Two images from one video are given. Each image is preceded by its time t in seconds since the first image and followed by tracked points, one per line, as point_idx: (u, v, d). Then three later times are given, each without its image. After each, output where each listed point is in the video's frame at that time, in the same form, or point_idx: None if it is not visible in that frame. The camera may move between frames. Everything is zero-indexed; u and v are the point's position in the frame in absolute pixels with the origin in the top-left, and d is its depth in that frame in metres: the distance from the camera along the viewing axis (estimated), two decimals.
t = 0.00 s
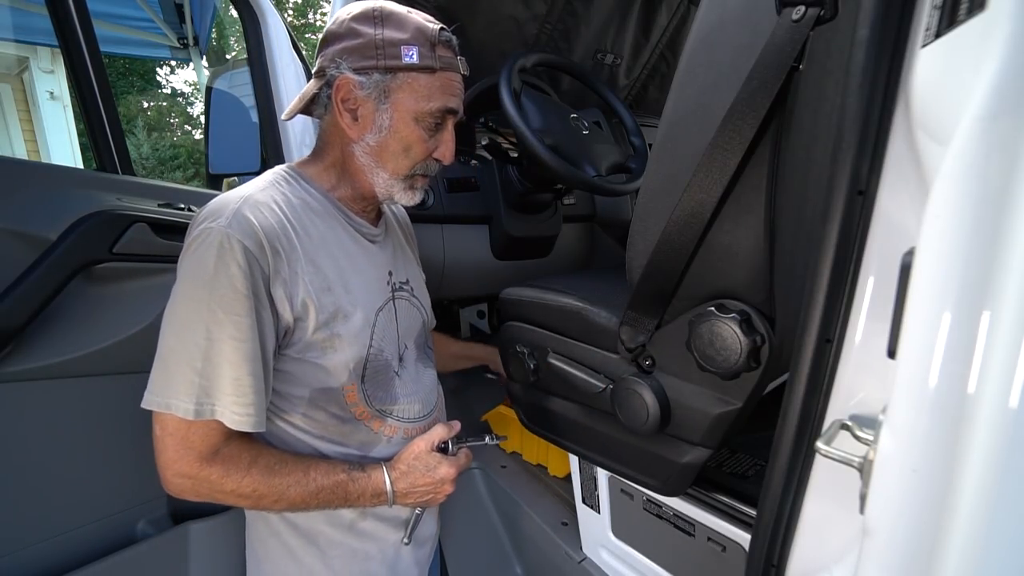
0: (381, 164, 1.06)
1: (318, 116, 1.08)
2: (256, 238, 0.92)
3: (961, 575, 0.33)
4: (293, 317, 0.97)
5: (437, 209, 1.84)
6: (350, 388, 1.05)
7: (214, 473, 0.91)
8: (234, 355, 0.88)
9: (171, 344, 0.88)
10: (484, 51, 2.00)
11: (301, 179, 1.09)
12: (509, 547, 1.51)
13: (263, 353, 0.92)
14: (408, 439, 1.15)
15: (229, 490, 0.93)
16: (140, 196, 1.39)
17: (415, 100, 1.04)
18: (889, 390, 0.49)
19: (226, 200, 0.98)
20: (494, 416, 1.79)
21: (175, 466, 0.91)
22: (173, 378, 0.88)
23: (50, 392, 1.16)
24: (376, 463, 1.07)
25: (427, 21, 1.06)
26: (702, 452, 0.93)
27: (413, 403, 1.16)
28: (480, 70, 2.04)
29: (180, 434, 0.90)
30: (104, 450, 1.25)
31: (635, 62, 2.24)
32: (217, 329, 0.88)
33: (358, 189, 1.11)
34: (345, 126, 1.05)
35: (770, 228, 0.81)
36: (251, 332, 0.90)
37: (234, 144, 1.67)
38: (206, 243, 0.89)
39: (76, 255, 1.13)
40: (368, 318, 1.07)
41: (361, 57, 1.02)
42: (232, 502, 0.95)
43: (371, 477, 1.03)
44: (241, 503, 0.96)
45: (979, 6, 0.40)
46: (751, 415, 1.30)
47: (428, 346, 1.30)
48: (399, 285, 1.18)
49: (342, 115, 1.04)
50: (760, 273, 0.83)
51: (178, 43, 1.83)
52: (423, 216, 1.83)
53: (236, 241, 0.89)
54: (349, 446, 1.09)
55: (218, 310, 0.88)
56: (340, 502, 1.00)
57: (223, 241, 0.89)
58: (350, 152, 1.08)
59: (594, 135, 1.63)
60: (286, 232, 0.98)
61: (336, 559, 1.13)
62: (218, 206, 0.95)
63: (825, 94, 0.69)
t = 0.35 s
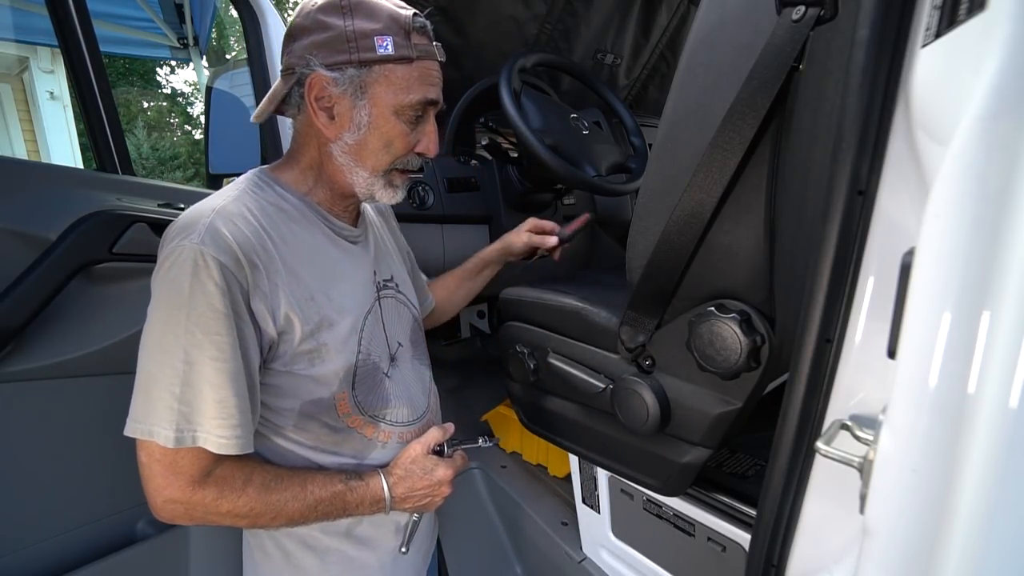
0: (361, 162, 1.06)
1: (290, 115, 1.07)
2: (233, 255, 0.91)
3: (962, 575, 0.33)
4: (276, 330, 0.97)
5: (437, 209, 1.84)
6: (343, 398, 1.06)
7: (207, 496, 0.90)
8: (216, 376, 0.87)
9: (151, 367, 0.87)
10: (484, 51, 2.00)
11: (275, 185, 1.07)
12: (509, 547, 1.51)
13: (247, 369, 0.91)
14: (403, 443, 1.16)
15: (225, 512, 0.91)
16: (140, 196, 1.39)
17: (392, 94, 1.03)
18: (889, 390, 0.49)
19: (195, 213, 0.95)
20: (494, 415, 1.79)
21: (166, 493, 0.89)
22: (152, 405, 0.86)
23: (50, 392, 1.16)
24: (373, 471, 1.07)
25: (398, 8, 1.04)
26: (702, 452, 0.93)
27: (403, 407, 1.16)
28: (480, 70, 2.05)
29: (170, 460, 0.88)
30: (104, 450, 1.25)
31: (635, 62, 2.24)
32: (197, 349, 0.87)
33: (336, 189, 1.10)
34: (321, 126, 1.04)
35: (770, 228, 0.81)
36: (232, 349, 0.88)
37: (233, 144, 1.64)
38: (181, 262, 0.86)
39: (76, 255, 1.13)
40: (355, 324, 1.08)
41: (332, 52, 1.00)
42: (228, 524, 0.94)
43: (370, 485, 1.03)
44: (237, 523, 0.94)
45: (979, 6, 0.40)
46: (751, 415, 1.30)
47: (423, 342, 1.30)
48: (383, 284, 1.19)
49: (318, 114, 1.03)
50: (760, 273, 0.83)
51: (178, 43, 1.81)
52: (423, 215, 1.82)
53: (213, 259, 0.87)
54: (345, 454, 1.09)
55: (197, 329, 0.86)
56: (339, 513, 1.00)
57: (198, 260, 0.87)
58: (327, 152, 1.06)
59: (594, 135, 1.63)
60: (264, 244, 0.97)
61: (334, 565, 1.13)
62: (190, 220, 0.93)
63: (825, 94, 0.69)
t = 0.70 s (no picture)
0: (345, 169, 1.06)
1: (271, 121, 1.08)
2: (199, 265, 0.93)
3: None
4: (245, 339, 0.98)
5: (437, 209, 1.83)
6: (321, 404, 1.06)
7: (183, 498, 0.94)
8: (182, 384, 0.90)
9: (128, 371, 0.92)
10: (484, 51, 2.00)
11: (261, 188, 1.08)
12: (509, 548, 1.50)
13: (214, 377, 0.94)
14: (390, 449, 1.16)
15: (201, 513, 0.96)
16: (140, 196, 1.39)
17: (372, 99, 1.03)
18: (889, 390, 0.49)
19: (172, 220, 0.98)
20: (495, 415, 1.79)
21: (147, 491, 0.95)
22: (128, 408, 0.91)
23: (50, 391, 1.16)
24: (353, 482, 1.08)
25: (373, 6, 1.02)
26: (702, 452, 0.93)
27: (392, 412, 1.16)
28: (480, 70, 2.05)
29: (146, 462, 0.93)
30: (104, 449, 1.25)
31: (635, 62, 2.24)
32: (164, 358, 0.90)
33: (322, 196, 1.09)
34: (301, 134, 1.04)
35: (770, 228, 0.81)
36: (197, 359, 0.91)
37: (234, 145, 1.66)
38: (147, 273, 0.90)
39: (76, 255, 1.13)
40: (333, 332, 1.07)
41: (307, 58, 0.99)
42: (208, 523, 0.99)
43: (346, 496, 1.03)
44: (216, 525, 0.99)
45: (979, 6, 0.40)
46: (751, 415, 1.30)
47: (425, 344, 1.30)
48: (374, 286, 1.18)
49: (297, 122, 1.03)
50: (760, 273, 0.83)
51: (178, 43, 1.80)
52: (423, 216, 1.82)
53: (177, 270, 0.90)
54: (329, 459, 1.10)
55: (163, 339, 0.89)
56: (314, 521, 1.01)
57: (162, 271, 0.90)
58: (310, 160, 1.07)
59: (594, 135, 1.63)
60: (237, 252, 0.98)
61: (326, 565, 1.13)
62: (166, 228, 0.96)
63: (825, 94, 0.69)
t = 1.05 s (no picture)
0: (347, 176, 1.06)
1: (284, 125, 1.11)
2: (208, 261, 0.93)
3: None
4: (249, 337, 0.99)
5: (437, 209, 1.84)
6: (321, 402, 1.06)
7: (183, 485, 0.95)
8: (188, 377, 0.91)
9: (136, 360, 0.93)
10: (484, 51, 2.00)
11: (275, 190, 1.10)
12: (509, 549, 1.51)
13: (219, 372, 0.95)
14: (389, 448, 1.16)
15: (199, 501, 0.97)
16: (140, 196, 1.39)
17: (371, 105, 1.02)
18: (888, 390, 0.49)
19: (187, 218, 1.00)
20: (495, 416, 1.79)
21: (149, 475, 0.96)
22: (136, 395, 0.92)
23: (50, 392, 1.16)
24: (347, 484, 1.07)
25: (376, 13, 1.02)
26: (702, 452, 0.93)
27: (393, 412, 1.16)
28: (480, 70, 2.05)
29: (150, 447, 0.94)
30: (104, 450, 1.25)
31: (635, 61, 2.24)
32: (171, 351, 0.91)
33: (327, 200, 1.10)
34: (306, 139, 1.06)
35: (770, 228, 0.81)
36: (203, 353, 0.92)
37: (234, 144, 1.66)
38: (159, 268, 0.91)
39: (76, 255, 1.13)
40: (336, 332, 1.07)
41: (308, 65, 1.01)
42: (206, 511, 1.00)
43: (337, 499, 1.03)
44: (212, 513, 0.99)
45: (979, 6, 0.40)
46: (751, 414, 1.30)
47: (429, 347, 1.30)
48: (380, 290, 1.18)
49: (302, 128, 1.05)
50: (760, 273, 0.83)
51: (178, 43, 1.82)
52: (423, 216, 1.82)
53: (187, 267, 0.91)
54: (329, 454, 1.10)
55: (172, 333, 0.90)
56: (305, 520, 1.02)
57: (173, 267, 0.91)
58: (316, 164, 1.08)
59: (594, 135, 1.63)
60: (245, 251, 0.99)
61: (324, 557, 1.14)
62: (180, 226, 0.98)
63: (825, 94, 0.69)
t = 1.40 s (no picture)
0: (337, 161, 1.11)
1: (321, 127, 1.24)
2: (239, 246, 0.96)
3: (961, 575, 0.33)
4: (272, 322, 1.01)
5: (437, 209, 1.84)
6: (332, 389, 1.07)
7: (202, 462, 0.96)
8: (217, 355, 0.93)
9: (164, 338, 0.94)
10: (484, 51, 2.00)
11: (299, 189, 1.14)
12: (509, 547, 1.51)
13: (245, 353, 0.96)
14: (396, 439, 1.16)
15: (217, 479, 0.97)
16: (140, 196, 1.39)
17: (363, 96, 1.07)
18: (888, 390, 0.49)
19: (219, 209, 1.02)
20: (495, 415, 1.79)
21: (169, 453, 0.96)
22: (162, 373, 0.93)
23: (50, 392, 1.16)
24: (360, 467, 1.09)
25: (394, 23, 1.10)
26: (702, 452, 0.93)
27: (403, 404, 1.18)
28: (480, 70, 2.05)
29: (173, 424, 0.95)
30: (104, 451, 1.25)
31: (635, 61, 2.24)
32: (202, 330, 0.92)
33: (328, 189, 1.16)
34: (320, 129, 1.16)
35: (770, 228, 0.81)
36: (233, 334, 0.94)
37: (234, 145, 1.81)
38: (193, 251, 0.93)
39: (76, 255, 1.13)
40: (353, 323, 1.09)
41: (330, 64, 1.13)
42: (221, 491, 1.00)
43: (351, 480, 1.05)
44: (228, 493, 1.00)
45: (979, 6, 0.40)
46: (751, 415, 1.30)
47: (436, 347, 1.31)
48: (394, 286, 1.20)
49: (317, 117, 1.15)
50: (760, 273, 0.83)
51: (178, 44, 1.80)
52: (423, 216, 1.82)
53: (220, 251, 0.93)
54: (337, 441, 1.10)
55: (204, 314, 0.92)
56: (319, 501, 1.03)
57: (207, 251, 0.93)
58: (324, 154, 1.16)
59: (594, 135, 1.63)
60: (270, 240, 1.01)
61: (328, 550, 1.14)
62: (210, 215, 1.00)
63: (825, 94, 0.69)
